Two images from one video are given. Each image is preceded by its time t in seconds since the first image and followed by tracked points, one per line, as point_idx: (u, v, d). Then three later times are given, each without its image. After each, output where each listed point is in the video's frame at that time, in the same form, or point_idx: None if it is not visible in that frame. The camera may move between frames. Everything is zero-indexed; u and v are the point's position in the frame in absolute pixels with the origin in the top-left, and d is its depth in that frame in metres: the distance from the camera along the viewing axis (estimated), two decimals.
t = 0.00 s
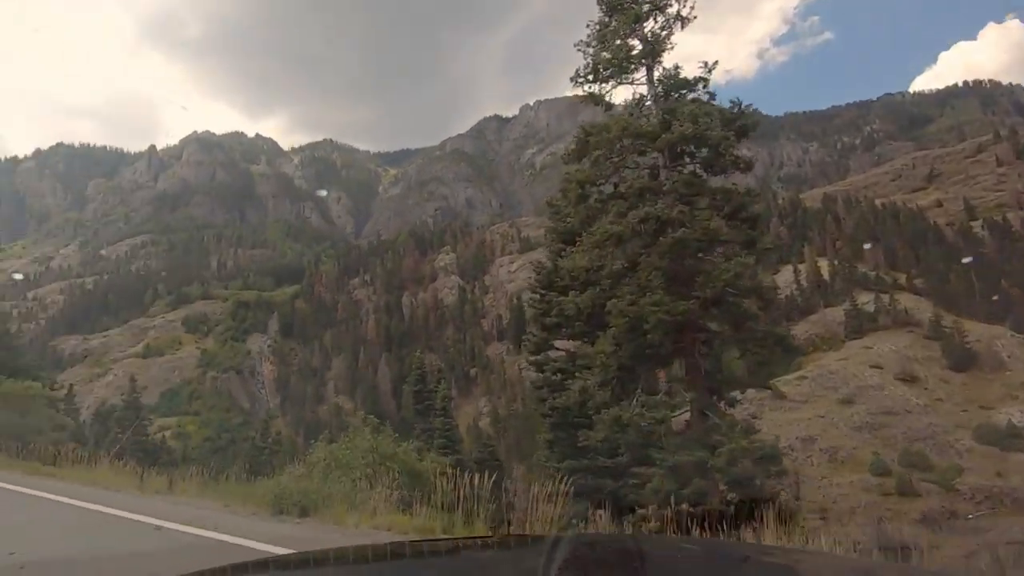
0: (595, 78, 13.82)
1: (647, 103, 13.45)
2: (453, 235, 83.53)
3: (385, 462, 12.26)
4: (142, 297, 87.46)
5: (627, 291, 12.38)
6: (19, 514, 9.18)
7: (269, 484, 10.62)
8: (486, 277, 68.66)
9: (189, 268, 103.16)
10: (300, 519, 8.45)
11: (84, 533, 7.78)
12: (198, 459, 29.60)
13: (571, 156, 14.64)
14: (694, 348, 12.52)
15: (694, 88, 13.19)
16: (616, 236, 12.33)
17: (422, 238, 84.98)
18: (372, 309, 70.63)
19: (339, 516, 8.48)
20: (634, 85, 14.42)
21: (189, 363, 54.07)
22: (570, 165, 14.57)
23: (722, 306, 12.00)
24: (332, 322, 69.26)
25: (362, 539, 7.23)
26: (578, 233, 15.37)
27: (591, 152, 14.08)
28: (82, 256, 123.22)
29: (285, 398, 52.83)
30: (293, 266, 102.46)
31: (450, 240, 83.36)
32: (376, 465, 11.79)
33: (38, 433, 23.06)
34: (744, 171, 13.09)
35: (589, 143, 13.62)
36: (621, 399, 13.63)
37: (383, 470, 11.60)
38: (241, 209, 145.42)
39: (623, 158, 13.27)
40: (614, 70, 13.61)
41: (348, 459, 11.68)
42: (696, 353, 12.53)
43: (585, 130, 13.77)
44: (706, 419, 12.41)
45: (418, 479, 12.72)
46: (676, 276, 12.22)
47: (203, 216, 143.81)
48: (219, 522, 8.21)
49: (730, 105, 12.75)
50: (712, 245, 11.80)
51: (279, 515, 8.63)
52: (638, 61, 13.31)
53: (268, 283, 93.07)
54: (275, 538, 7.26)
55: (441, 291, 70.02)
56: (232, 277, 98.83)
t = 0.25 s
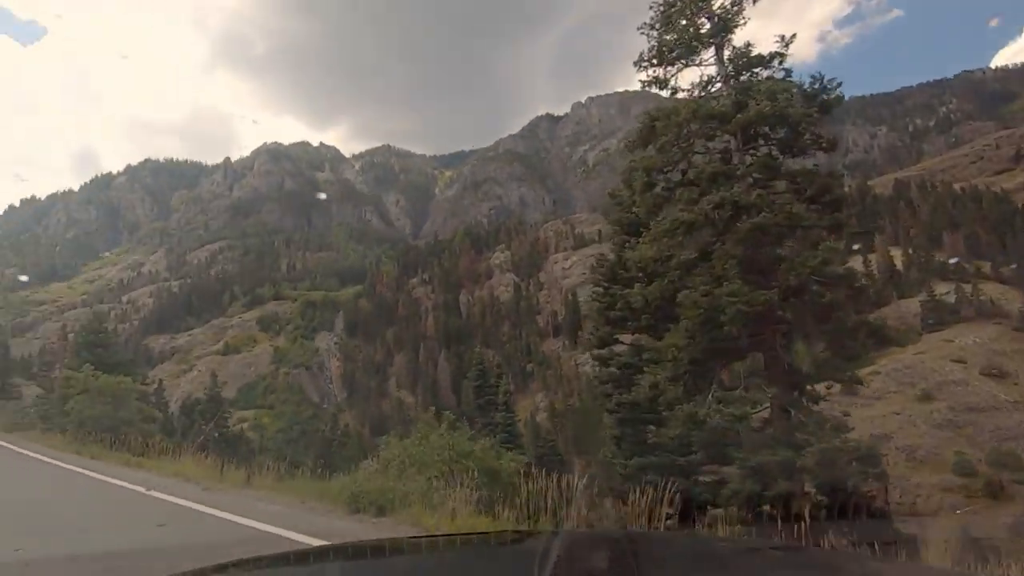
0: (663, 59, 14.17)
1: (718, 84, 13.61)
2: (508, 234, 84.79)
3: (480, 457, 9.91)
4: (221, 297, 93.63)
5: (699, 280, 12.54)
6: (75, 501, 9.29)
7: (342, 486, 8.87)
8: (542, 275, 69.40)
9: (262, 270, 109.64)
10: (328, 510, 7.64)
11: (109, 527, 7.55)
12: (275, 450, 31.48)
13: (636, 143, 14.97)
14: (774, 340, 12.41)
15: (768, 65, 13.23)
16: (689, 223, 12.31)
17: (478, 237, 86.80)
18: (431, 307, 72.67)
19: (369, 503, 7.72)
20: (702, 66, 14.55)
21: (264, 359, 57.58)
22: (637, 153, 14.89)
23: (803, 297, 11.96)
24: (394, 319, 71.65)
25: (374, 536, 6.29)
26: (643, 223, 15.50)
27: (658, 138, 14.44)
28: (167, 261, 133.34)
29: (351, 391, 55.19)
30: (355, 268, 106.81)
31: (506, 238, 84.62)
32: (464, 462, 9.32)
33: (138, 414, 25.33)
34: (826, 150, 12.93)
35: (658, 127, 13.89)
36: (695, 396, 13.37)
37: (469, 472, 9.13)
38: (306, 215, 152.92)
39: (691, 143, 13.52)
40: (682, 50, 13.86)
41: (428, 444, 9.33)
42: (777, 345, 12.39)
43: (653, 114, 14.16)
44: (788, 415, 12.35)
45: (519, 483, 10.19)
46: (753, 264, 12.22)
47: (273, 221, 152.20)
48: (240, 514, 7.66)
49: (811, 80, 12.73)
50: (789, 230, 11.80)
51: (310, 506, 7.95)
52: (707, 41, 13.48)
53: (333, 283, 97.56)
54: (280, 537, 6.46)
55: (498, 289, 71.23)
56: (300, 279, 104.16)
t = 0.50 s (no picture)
0: (740, 29, 13.27)
1: (802, 52, 12.71)
2: (563, 229, 84.01)
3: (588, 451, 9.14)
4: (286, 298, 97.47)
5: (787, 268, 11.73)
6: (135, 497, 9.43)
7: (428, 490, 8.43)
8: (598, 269, 68.26)
9: (324, 270, 113.33)
10: (337, 519, 7.31)
11: (143, 524, 7.64)
12: (339, 445, 32.28)
13: (712, 122, 14.23)
14: (875, 329, 11.42)
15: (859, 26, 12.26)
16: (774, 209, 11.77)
17: (532, 233, 86.73)
18: (487, 303, 73.01)
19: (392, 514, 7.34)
20: (782, 33, 13.59)
21: (326, 358, 59.43)
22: (713, 134, 14.10)
23: (914, 278, 11.10)
24: (450, 316, 72.49)
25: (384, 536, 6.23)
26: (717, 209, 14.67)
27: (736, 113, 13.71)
28: (236, 265, 140.30)
29: (410, 388, 56.08)
30: (412, 267, 108.98)
31: (560, 233, 83.90)
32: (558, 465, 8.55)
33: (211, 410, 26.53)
34: (932, 119, 11.88)
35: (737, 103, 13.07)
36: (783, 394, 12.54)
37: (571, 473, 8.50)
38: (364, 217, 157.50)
39: (773, 119, 12.71)
40: (762, 16, 12.86)
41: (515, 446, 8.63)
42: (881, 337, 11.43)
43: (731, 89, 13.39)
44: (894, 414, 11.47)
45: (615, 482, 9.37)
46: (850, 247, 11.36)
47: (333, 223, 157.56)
48: (251, 521, 7.47)
49: (913, 41, 11.67)
50: (891, 210, 10.93)
51: (324, 514, 7.62)
52: (791, 5, 12.42)
53: (391, 282, 99.72)
54: (291, 538, 6.46)
55: (554, 284, 70.65)
56: (360, 279, 107.35)
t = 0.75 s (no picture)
0: None
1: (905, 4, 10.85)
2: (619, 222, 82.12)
3: (675, 461, 7.99)
4: (345, 297, 100.10)
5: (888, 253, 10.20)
6: (197, 492, 9.12)
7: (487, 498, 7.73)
8: (657, 262, 68.29)
9: (381, 270, 115.77)
10: (370, 520, 7.02)
11: (192, 517, 7.45)
12: (396, 442, 32.37)
13: (801, 89, 12.69)
14: (1000, 321, 9.62)
15: None
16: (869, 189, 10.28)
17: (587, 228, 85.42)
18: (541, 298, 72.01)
19: (437, 520, 6.85)
20: None
21: (384, 356, 60.52)
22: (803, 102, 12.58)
23: None
24: (505, 313, 71.87)
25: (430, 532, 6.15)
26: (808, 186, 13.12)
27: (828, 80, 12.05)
28: (297, 266, 145.40)
29: (466, 385, 56.17)
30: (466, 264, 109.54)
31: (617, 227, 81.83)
32: (650, 475, 7.40)
33: (272, 408, 27.02)
34: None
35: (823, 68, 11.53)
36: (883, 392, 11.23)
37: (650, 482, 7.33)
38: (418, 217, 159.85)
39: (867, 84, 11.00)
40: None
41: (597, 452, 7.60)
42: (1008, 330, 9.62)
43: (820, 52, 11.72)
44: None
45: (711, 488, 8.30)
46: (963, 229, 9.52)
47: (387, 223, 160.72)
48: (285, 521, 7.20)
49: None
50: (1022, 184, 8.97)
51: (357, 515, 7.37)
52: None
53: (446, 281, 100.74)
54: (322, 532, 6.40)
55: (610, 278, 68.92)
56: (415, 277, 108.81)
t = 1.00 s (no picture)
0: None
1: None
2: (672, 215, 79.71)
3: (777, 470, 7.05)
4: (396, 296, 101.64)
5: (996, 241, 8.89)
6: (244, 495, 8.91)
7: (552, 512, 6.94)
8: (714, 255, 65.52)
9: (431, 268, 117.06)
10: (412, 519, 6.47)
11: (226, 518, 7.07)
12: (449, 441, 32.32)
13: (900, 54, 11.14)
14: None
15: None
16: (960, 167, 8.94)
17: (638, 221, 83.38)
18: (592, 295, 71.03)
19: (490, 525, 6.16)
20: None
21: (435, 354, 60.96)
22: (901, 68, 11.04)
23: None
24: (555, 310, 71.25)
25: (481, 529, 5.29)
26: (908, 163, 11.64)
27: (932, 41, 10.48)
28: (350, 267, 148.87)
29: (517, 383, 55.93)
30: (515, 261, 109.42)
31: (670, 220, 79.68)
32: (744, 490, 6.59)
33: (328, 406, 27.36)
34: None
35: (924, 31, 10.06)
36: (1003, 394, 9.68)
37: (754, 504, 6.52)
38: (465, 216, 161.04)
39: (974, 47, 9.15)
40: None
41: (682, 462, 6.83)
42: None
43: (919, 11, 10.23)
44: None
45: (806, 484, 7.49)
46: None
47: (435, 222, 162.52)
48: (329, 519, 6.82)
49: None
50: None
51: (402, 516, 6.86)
52: None
53: (494, 278, 100.88)
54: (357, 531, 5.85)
55: (663, 273, 67.21)
56: (464, 275, 109.55)
